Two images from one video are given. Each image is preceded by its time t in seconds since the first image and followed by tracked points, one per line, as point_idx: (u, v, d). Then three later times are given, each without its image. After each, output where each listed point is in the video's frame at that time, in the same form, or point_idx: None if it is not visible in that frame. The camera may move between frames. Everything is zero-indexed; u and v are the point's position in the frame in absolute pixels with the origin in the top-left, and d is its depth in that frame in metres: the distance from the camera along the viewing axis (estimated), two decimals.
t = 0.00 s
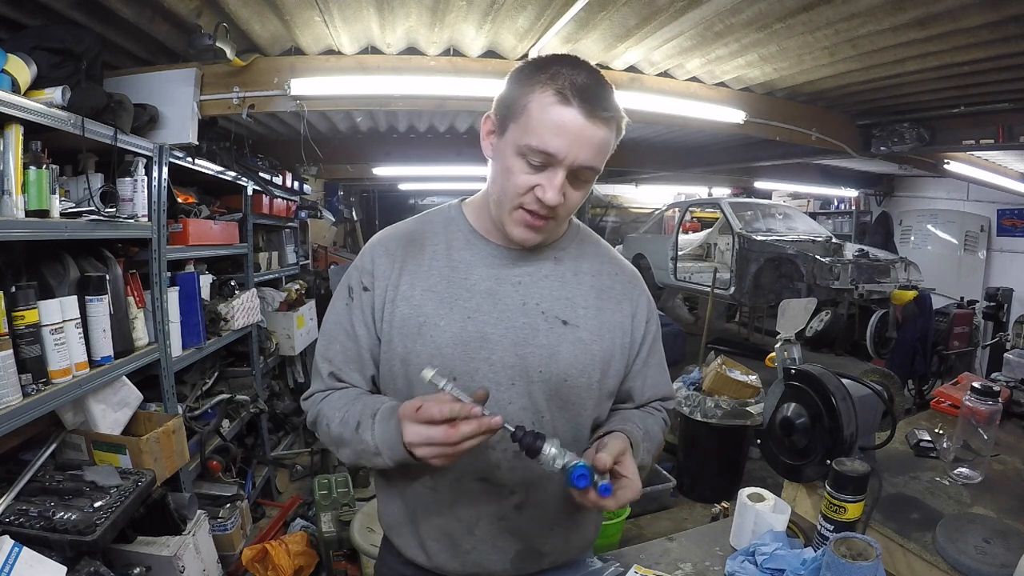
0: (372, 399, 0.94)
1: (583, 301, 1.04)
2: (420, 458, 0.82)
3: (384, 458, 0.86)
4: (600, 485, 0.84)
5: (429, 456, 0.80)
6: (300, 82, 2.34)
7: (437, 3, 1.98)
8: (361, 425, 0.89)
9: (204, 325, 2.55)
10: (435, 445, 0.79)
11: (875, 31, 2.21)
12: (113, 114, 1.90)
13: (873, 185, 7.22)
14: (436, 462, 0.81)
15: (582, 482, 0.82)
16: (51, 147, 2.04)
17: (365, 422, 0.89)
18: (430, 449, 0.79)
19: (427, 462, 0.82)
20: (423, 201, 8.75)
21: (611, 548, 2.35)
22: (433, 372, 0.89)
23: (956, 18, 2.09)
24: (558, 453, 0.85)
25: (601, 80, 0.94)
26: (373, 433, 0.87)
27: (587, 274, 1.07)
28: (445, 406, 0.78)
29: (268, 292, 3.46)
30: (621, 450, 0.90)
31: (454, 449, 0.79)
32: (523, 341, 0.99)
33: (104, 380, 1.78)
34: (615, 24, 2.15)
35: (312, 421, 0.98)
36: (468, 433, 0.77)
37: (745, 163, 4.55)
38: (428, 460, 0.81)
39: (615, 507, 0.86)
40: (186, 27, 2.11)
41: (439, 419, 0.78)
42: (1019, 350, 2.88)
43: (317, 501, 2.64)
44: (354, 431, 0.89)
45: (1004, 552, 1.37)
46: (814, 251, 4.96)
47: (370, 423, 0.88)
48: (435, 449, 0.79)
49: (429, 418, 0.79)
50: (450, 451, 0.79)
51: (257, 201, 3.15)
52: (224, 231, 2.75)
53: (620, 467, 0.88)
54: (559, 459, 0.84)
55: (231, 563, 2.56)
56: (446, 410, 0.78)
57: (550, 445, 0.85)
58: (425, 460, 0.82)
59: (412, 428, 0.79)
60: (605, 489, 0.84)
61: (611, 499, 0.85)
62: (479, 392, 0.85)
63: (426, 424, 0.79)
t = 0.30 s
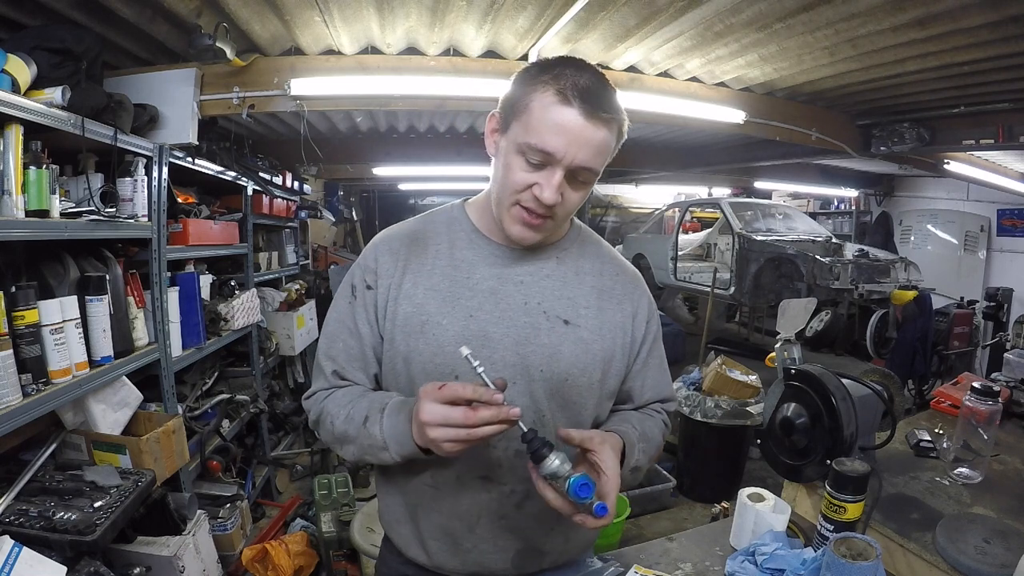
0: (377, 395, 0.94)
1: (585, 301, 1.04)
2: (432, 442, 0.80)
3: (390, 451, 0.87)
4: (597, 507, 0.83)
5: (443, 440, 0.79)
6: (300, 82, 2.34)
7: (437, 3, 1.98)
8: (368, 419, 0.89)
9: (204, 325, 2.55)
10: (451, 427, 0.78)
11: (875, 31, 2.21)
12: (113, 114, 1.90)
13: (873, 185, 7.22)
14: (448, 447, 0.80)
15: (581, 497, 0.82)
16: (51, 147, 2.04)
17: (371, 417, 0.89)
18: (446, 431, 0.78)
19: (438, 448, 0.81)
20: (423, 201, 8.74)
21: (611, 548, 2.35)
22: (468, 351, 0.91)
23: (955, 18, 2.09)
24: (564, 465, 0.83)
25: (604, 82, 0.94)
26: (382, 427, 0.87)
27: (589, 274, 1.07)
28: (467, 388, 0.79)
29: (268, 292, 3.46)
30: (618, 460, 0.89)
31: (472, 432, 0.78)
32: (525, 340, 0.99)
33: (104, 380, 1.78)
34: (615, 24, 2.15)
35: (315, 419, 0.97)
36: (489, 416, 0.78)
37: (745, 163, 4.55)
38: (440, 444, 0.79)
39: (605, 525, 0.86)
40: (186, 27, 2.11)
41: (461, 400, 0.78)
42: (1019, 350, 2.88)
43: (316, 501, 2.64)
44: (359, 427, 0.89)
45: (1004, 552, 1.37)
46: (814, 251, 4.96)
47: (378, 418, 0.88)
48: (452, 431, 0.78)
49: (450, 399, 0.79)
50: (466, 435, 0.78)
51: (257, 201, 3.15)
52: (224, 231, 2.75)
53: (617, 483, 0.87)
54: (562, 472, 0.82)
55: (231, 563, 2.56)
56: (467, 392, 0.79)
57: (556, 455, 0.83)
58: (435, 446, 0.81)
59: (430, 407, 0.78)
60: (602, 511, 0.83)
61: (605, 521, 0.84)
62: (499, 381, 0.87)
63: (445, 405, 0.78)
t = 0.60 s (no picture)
0: (376, 394, 0.94)
1: (584, 300, 1.04)
2: (433, 432, 0.80)
3: (391, 449, 0.87)
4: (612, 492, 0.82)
5: (444, 428, 0.78)
6: (300, 82, 2.34)
7: (437, 3, 1.98)
8: (368, 416, 0.89)
9: (204, 325, 2.55)
10: (453, 416, 0.78)
11: (875, 31, 2.21)
12: (113, 114, 1.90)
13: (873, 185, 7.22)
14: (449, 438, 0.79)
15: (595, 482, 0.81)
16: (51, 147, 2.04)
17: (371, 414, 0.89)
18: (448, 419, 0.78)
19: (439, 438, 0.80)
20: (423, 201, 8.74)
21: (611, 548, 2.35)
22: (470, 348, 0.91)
23: (955, 18, 2.09)
24: (576, 452, 0.82)
25: (602, 80, 0.94)
26: (382, 424, 0.88)
27: (588, 273, 1.07)
28: (470, 377, 0.79)
29: (267, 292, 3.46)
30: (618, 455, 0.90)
31: (474, 421, 0.78)
32: (524, 340, 0.99)
33: (104, 380, 1.78)
34: (614, 24, 2.15)
35: (315, 418, 0.97)
36: (491, 406, 0.77)
37: (745, 163, 4.55)
38: (442, 434, 0.79)
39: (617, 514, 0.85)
40: (186, 27, 2.11)
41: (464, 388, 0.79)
42: (1019, 350, 2.88)
43: (316, 501, 2.64)
44: (358, 425, 0.90)
45: (1004, 552, 1.37)
46: (814, 251, 4.96)
47: (378, 415, 0.89)
48: (453, 420, 0.78)
49: (453, 386, 0.79)
50: (468, 424, 0.78)
51: (257, 201, 3.15)
52: (224, 231, 2.75)
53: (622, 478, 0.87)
54: (574, 459, 0.81)
55: (231, 563, 2.56)
56: (470, 381, 0.79)
57: (567, 445, 0.82)
58: (437, 437, 0.80)
59: (433, 394, 0.78)
60: (617, 496, 0.82)
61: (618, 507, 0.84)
62: (502, 375, 0.87)
63: (448, 393, 0.78)
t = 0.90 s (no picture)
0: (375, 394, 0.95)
1: (583, 300, 1.04)
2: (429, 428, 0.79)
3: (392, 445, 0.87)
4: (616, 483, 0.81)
5: (440, 424, 0.78)
6: (300, 82, 2.34)
7: (437, 3, 1.98)
8: (366, 416, 0.89)
9: (204, 325, 2.55)
10: (450, 412, 0.78)
11: (875, 31, 2.21)
12: (113, 114, 1.90)
13: (873, 185, 7.22)
14: (445, 434, 0.79)
15: (597, 474, 0.80)
16: (51, 147, 2.04)
17: (369, 414, 0.90)
18: (445, 414, 0.78)
19: (435, 434, 0.80)
20: (423, 201, 8.74)
21: (611, 548, 2.35)
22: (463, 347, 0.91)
23: (955, 18, 2.09)
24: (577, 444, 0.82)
25: (600, 79, 0.94)
26: (379, 424, 0.88)
27: (586, 273, 1.07)
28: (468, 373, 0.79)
29: (268, 292, 3.46)
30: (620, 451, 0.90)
31: (470, 418, 0.78)
32: (522, 340, 0.99)
33: (104, 380, 1.78)
34: (615, 24, 2.15)
35: (315, 419, 0.97)
36: (488, 402, 0.77)
37: (745, 163, 4.55)
38: (438, 431, 0.79)
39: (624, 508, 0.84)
40: (186, 27, 2.11)
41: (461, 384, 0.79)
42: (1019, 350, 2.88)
43: (316, 501, 2.64)
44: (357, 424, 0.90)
45: (1004, 552, 1.37)
46: (814, 251, 4.96)
47: (376, 414, 0.89)
48: (449, 415, 0.78)
49: (451, 382, 0.79)
50: (464, 420, 0.78)
51: (257, 201, 3.15)
52: (224, 231, 2.75)
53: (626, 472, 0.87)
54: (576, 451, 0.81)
55: (231, 563, 2.56)
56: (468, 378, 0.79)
57: (568, 437, 0.83)
58: (433, 434, 0.80)
59: (431, 389, 0.78)
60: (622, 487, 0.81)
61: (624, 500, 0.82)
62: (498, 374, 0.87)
63: (445, 389, 0.78)
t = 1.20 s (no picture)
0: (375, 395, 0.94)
1: (582, 300, 1.04)
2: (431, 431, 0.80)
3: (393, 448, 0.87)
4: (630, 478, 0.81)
5: (441, 427, 0.78)
6: (301, 82, 2.34)
7: (437, 3, 1.98)
8: (369, 419, 0.89)
9: (204, 325, 2.55)
10: (451, 416, 0.78)
11: (875, 31, 2.21)
12: (113, 114, 1.90)
13: (873, 185, 7.22)
14: (447, 438, 0.79)
15: (610, 471, 0.80)
16: (51, 147, 2.04)
17: (371, 417, 0.90)
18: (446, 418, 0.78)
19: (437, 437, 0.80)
20: (423, 201, 8.74)
21: (611, 548, 2.35)
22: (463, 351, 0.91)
23: (955, 18, 2.09)
24: (587, 443, 0.82)
25: (599, 76, 0.95)
26: (383, 428, 0.87)
27: (586, 273, 1.07)
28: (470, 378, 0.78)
29: (267, 292, 3.46)
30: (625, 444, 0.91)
31: (472, 423, 0.78)
32: (522, 339, 0.99)
33: (105, 380, 1.78)
34: (615, 24, 2.15)
35: (315, 420, 0.97)
36: (490, 408, 0.77)
37: (745, 163, 4.55)
38: (440, 434, 0.79)
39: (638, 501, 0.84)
40: (186, 27, 2.11)
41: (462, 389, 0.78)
42: (1019, 350, 2.88)
43: (317, 501, 2.64)
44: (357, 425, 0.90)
45: (1004, 552, 1.37)
46: (814, 251, 4.96)
47: (378, 417, 0.89)
48: (451, 419, 0.78)
49: (454, 386, 0.78)
50: (466, 424, 0.78)
51: (257, 201, 3.15)
52: (224, 231, 2.75)
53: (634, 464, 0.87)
54: (587, 450, 0.81)
55: (231, 563, 2.56)
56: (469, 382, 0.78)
57: (577, 437, 0.82)
58: (434, 436, 0.80)
59: (433, 393, 0.78)
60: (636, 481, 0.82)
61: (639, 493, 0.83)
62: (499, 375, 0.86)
63: (446, 393, 0.78)
